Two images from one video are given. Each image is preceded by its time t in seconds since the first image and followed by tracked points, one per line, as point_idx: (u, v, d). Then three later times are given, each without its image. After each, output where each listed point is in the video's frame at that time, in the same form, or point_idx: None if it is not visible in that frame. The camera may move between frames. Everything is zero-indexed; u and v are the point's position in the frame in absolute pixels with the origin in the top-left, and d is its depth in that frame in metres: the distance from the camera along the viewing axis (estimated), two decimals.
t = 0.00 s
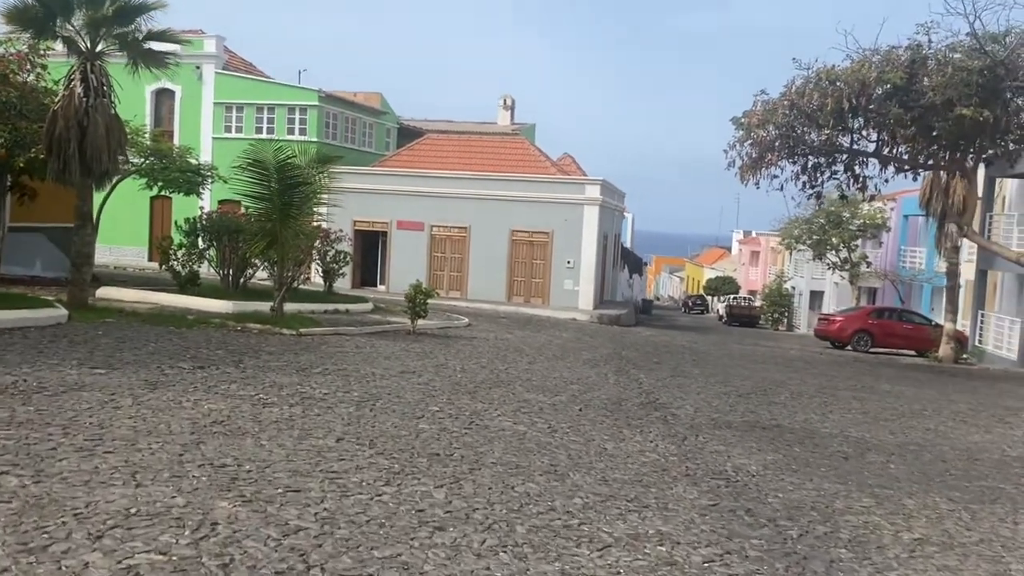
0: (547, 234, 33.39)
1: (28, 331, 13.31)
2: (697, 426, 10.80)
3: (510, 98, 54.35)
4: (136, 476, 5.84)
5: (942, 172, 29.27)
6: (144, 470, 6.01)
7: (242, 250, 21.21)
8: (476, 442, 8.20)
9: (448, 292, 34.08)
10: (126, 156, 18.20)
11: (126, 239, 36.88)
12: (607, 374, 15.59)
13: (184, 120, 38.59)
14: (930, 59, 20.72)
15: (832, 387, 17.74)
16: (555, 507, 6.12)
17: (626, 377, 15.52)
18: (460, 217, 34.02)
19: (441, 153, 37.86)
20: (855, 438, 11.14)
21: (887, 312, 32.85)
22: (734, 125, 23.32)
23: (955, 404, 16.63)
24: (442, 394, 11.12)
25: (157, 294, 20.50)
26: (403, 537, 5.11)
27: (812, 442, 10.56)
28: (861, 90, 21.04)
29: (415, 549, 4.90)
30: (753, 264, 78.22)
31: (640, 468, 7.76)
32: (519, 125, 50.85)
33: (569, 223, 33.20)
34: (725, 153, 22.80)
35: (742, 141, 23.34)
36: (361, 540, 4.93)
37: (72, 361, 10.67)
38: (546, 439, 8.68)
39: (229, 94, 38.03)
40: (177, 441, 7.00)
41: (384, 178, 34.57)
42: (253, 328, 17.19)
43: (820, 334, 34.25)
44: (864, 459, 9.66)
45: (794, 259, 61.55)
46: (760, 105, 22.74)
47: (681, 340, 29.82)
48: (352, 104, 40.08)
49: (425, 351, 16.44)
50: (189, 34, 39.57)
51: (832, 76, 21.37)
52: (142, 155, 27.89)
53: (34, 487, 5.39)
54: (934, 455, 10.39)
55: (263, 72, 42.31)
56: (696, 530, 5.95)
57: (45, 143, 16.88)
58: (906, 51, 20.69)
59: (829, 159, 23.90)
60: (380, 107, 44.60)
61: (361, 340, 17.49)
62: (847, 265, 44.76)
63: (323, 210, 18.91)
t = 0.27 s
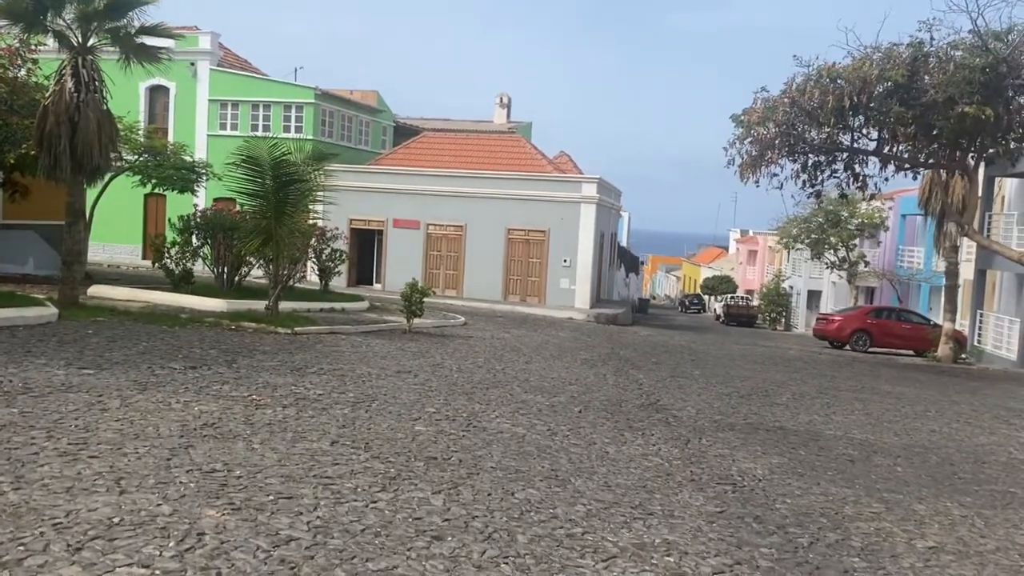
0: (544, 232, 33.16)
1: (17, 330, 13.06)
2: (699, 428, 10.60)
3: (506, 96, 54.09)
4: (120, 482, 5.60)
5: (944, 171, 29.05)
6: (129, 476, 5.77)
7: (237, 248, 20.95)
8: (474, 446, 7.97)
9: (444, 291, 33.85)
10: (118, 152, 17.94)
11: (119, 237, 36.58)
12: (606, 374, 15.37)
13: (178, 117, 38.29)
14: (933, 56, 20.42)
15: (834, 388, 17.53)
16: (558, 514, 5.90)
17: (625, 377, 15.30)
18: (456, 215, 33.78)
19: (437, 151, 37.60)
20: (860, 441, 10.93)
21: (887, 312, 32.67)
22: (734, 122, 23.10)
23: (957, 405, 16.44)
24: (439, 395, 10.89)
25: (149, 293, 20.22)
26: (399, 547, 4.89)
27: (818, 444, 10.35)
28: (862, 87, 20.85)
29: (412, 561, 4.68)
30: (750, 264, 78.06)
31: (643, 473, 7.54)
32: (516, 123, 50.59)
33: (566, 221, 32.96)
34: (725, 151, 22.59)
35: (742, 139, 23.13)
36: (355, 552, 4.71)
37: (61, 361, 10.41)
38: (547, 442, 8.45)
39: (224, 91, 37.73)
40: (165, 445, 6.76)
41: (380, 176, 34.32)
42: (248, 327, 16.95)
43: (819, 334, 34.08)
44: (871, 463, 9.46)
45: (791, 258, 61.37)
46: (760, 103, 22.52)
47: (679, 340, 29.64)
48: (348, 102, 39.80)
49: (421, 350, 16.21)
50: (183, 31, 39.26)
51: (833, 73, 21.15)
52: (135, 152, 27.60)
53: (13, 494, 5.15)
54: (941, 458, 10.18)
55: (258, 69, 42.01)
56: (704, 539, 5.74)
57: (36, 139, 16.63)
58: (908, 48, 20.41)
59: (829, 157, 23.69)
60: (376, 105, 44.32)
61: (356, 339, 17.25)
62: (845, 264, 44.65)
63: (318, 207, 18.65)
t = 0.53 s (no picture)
0: (544, 232, 32.94)
1: (8, 330, 12.84)
2: (705, 433, 10.38)
3: (507, 96, 53.88)
4: (106, 491, 5.37)
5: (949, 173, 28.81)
6: (117, 484, 5.55)
7: (234, 247, 20.73)
8: (474, 451, 7.75)
9: (443, 292, 33.63)
10: (113, 150, 17.72)
11: (117, 236, 36.35)
12: (608, 377, 15.16)
13: (176, 115, 38.06)
14: (938, 55, 20.23)
15: (837, 391, 17.32)
16: (562, 526, 5.67)
17: (627, 380, 15.09)
18: (455, 215, 33.56)
19: (437, 151, 37.38)
20: (867, 446, 10.72)
21: (889, 314, 32.46)
22: (737, 122, 22.90)
23: (964, 408, 16.23)
24: (438, 398, 10.68)
25: (145, 293, 19.99)
26: (397, 562, 4.67)
27: (826, 450, 10.14)
28: (867, 87, 20.61)
29: None
30: (751, 265, 77.88)
31: (649, 481, 7.33)
32: (516, 124, 50.37)
33: (566, 222, 32.73)
34: (727, 151, 22.39)
35: (745, 140, 22.93)
36: (351, 567, 4.49)
37: (52, 363, 10.20)
38: (549, 448, 8.22)
39: (222, 89, 37.52)
40: (155, 451, 6.54)
41: (379, 176, 34.10)
42: (244, 327, 16.74)
43: (820, 335, 33.88)
44: (881, 469, 9.24)
45: (792, 259, 61.18)
46: (763, 103, 22.31)
47: (680, 342, 29.42)
48: (348, 101, 39.57)
49: (421, 352, 15.99)
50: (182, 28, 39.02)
51: (838, 72, 20.93)
52: (133, 151, 27.39)
53: None
54: (950, 464, 9.97)
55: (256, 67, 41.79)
56: (712, 552, 5.52)
57: (30, 136, 16.42)
58: (913, 47, 20.20)
59: (832, 158, 23.48)
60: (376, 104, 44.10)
61: (355, 340, 17.03)
62: (847, 265, 44.57)
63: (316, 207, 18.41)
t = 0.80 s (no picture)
0: (547, 233, 32.72)
1: (6, 330, 12.65)
2: (716, 437, 10.17)
3: (509, 96, 53.66)
4: (102, 499, 5.17)
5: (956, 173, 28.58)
6: (113, 491, 5.34)
7: (236, 247, 20.54)
8: (481, 456, 7.55)
9: (446, 292, 33.43)
10: (114, 148, 17.53)
11: (119, 235, 36.18)
12: (614, 379, 14.97)
13: (178, 114, 37.88)
14: (948, 54, 19.99)
15: (846, 393, 17.11)
16: (575, 535, 5.47)
17: (633, 382, 14.88)
18: (458, 215, 33.36)
19: (440, 151, 37.18)
20: (881, 451, 10.52)
21: (894, 315, 32.23)
22: (743, 122, 22.68)
23: (974, 411, 16.02)
24: (444, 400, 10.49)
25: (146, 292, 19.80)
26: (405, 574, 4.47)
27: (839, 454, 9.92)
28: (876, 86, 20.37)
29: None
30: (754, 265, 77.63)
31: (662, 487, 7.12)
32: (519, 123, 50.18)
33: (569, 222, 32.52)
34: (733, 151, 22.18)
35: (751, 139, 22.70)
36: None
37: (50, 363, 10.01)
38: (558, 453, 8.02)
39: (225, 88, 37.35)
40: (153, 456, 6.34)
41: (381, 176, 33.90)
42: (246, 328, 16.55)
43: (825, 337, 33.64)
44: (896, 474, 9.03)
45: (796, 260, 60.94)
46: (770, 102, 22.08)
47: (685, 343, 29.24)
48: (351, 100, 39.39)
49: (424, 352, 15.80)
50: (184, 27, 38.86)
51: (846, 72, 20.70)
52: (135, 149, 27.23)
53: None
54: (967, 470, 9.77)
55: (259, 66, 41.59)
56: (732, 563, 5.32)
57: (31, 134, 16.22)
58: (923, 46, 19.97)
59: (839, 158, 23.26)
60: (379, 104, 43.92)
61: (358, 341, 16.85)
62: (851, 266, 44.32)
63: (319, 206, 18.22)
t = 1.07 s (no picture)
0: (553, 233, 32.47)
1: (7, 332, 12.45)
2: (730, 443, 9.94)
3: (514, 96, 53.42)
4: (100, 512, 4.95)
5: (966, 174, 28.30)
6: (112, 504, 5.12)
7: (240, 247, 20.35)
8: (493, 464, 7.33)
9: (451, 293, 33.20)
10: (117, 148, 17.33)
11: (123, 235, 36.00)
12: (623, 382, 14.72)
13: (183, 115, 37.72)
14: (962, 53, 19.72)
15: (857, 397, 16.86)
16: (594, 550, 5.24)
17: (643, 385, 14.65)
18: (463, 215, 33.14)
19: (444, 151, 36.96)
20: (899, 457, 10.27)
21: (903, 317, 31.91)
22: (751, 122, 22.42)
23: (988, 415, 15.76)
24: (451, 405, 10.26)
25: (150, 294, 19.58)
26: None
27: (857, 462, 9.67)
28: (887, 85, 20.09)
29: None
30: (758, 266, 77.33)
31: (680, 497, 6.90)
32: (523, 124, 49.95)
33: (575, 223, 32.27)
34: (742, 151, 21.91)
35: (760, 139, 22.44)
36: None
37: (50, 367, 9.79)
38: (571, 460, 7.79)
39: (229, 88, 37.18)
40: (155, 465, 6.12)
41: (386, 176, 33.71)
42: (249, 330, 16.32)
43: (833, 339, 33.34)
44: (918, 483, 8.79)
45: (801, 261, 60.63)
46: (779, 102, 21.81)
47: (692, 344, 28.97)
48: (355, 100, 39.20)
49: (430, 355, 15.57)
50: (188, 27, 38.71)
51: (857, 71, 20.43)
52: (139, 150, 27.06)
53: None
54: (989, 477, 9.52)
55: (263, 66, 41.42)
56: None
57: (33, 133, 16.02)
58: (935, 45, 19.70)
59: (848, 158, 23.00)
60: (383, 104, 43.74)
61: (362, 343, 16.63)
62: (858, 268, 44.02)
63: (324, 207, 18.02)
